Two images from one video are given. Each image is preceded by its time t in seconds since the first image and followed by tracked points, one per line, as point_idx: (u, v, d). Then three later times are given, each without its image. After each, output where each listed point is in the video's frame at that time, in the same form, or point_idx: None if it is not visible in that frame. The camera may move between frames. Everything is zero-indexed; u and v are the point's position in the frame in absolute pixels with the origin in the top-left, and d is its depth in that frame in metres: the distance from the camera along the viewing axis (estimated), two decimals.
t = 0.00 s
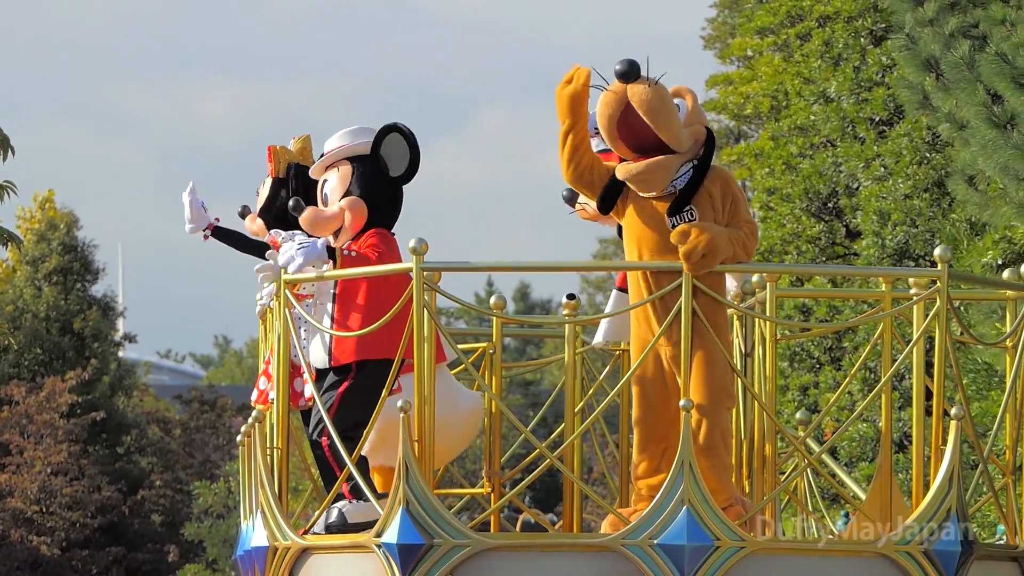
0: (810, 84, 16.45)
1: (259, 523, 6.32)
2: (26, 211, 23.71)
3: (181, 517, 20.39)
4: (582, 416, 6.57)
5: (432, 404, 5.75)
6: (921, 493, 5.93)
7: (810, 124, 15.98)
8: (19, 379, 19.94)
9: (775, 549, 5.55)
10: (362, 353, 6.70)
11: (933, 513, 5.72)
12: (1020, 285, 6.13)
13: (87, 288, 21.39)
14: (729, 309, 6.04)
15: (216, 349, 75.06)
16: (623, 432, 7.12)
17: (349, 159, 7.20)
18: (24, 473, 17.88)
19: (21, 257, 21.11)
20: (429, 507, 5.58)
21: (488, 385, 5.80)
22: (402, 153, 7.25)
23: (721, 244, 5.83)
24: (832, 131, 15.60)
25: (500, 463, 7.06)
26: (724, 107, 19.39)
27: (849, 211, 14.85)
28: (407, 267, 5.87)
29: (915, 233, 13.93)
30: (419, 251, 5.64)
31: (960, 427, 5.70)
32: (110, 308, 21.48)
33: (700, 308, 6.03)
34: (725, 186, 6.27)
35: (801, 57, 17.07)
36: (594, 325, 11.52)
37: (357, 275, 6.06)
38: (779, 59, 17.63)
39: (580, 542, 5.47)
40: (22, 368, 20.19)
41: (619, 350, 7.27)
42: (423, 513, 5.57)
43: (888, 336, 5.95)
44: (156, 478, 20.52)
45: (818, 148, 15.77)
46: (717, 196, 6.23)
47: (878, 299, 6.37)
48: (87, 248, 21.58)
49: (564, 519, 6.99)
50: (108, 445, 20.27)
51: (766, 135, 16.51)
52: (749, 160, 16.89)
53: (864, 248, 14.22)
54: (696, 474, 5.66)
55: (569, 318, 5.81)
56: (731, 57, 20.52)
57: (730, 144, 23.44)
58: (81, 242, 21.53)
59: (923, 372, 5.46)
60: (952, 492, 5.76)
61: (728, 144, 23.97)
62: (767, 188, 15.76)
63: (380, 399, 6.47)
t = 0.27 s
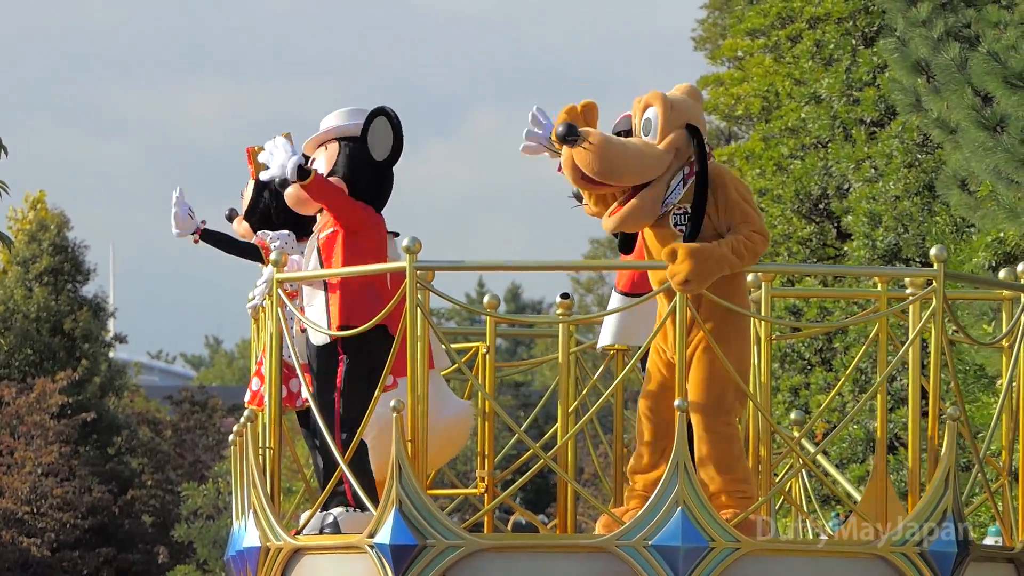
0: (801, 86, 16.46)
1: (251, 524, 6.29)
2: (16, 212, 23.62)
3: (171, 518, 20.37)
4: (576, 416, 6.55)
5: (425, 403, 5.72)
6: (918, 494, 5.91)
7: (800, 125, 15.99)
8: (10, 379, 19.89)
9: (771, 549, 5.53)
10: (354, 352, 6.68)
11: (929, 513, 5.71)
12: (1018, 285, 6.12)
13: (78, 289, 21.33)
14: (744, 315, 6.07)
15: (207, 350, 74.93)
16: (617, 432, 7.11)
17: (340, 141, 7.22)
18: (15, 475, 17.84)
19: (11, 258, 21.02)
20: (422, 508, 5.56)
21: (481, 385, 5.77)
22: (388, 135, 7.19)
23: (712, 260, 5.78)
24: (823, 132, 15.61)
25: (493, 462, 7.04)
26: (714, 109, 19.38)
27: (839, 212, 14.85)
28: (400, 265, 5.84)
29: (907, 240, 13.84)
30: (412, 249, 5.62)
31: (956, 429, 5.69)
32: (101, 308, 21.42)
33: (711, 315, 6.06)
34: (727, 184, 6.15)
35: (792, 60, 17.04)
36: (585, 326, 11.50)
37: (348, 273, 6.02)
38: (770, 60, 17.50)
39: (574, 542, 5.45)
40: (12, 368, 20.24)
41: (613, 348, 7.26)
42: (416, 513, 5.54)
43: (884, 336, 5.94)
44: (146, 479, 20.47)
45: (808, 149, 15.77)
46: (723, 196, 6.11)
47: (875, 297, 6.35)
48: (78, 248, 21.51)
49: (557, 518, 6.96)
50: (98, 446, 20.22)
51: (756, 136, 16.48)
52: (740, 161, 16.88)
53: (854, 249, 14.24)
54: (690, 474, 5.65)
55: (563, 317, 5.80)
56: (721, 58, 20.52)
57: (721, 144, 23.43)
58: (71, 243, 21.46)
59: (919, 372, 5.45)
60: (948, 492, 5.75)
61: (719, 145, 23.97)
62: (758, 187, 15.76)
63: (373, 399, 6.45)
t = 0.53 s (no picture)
0: (798, 92, 16.46)
1: (248, 528, 6.27)
2: (13, 215, 23.57)
3: (167, 522, 20.36)
4: (575, 420, 6.54)
5: (423, 408, 5.70)
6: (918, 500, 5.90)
7: (798, 132, 15.94)
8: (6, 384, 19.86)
9: (771, 556, 5.51)
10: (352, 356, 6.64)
11: (929, 520, 5.70)
12: (1018, 290, 6.11)
13: (75, 293, 21.30)
14: (757, 324, 6.08)
15: (203, 354, 74.85)
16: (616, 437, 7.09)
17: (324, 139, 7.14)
18: (11, 479, 17.83)
19: (8, 262, 20.97)
20: (420, 512, 5.54)
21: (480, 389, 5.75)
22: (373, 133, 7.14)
23: (711, 258, 5.82)
24: (821, 139, 15.61)
25: (492, 466, 7.02)
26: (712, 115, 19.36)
27: (836, 218, 14.84)
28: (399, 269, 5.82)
29: (903, 244, 13.97)
30: (412, 253, 5.60)
31: (957, 434, 5.68)
32: (98, 313, 21.39)
33: (720, 323, 6.08)
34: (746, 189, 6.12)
35: (789, 66, 16.94)
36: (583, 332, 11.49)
37: (346, 276, 5.99)
38: (767, 66, 17.34)
39: (573, 547, 5.43)
40: (8, 372, 20.24)
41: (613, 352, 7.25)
42: (415, 518, 5.53)
43: (885, 341, 5.93)
44: (142, 483, 20.45)
45: (805, 155, 15.75)
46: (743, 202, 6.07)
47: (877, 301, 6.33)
48: (74, 252, 21.49)
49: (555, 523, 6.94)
50: (94, 450, 20.19)
51: (752, 143, 16.27)
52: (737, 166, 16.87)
53: (851, 255, 14.25)
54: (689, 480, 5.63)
55: (563, 321, 5.78)
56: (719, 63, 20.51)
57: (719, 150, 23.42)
58: (68, 247, 21.43)
59: (920, 377, 5.43)
60: (948, 499, 5.74)
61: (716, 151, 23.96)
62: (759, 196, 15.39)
63: (371, 403, 6.43)
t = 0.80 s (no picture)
0: (796, 96, 16.43)
1: (248, 533, 6.25)
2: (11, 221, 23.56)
3: (167, 528, 20.34)
4: (577, 424, 6.52)
5: (424, 412, 5.68)
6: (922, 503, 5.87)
7: (796, 136, 15.79)
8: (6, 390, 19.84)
9: (775, 559, 5.49)
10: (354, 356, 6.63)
11: (933, 522, 5.68)
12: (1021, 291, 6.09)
13: (74, 299, 21.28)
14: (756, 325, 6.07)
15: (203, 360, 74.80)
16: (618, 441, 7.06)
17: (323, 143, 7.10)
18: (11, 485, 17.81)
19: (7, 268, 20.95)
20: (422, 516, 5.52)
21: (481, 392, 5.73)
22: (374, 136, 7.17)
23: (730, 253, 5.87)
24: (819, 143, 15.60)
25: (493, 470, 7.00)
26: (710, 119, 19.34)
27: (835, 222, 14.81)
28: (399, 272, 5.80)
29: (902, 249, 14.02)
30: (412, 255, 5.59)
31: (961, 436, 5.66)
32: (97, 319, 21.36)
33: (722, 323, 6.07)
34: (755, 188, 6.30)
35: (788, 70, 16.73)
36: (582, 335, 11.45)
37: (347, 278, 5.96)
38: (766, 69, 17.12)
39: (575, 551, 5.41)
40: (8, 378, 20.23)
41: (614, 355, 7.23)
42: (416, 522, 5.50)
43: (888, 343, 5.91)
44: (141, 489, 20.39)
45: (804, 160, 15.64)
46: (751, 204, 6.25)
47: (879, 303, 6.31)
48: (73, 258, 21.46)
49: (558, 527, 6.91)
50: (94, 456, 20.16)
51: (751, 146, 16.02)
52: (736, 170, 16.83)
53: (850, 259, 14.25)
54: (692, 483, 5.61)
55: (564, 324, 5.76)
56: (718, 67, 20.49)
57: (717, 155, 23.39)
58: (67, 253, 21.40)
59: (923, 379, 5.42)
60: (953, 501, 5.72)
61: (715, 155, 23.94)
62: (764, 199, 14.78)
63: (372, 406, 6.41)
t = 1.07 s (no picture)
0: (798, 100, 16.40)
1: (250, 534, 6.23)
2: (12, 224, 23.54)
3: (168, 531, 20.34)
4: (581, 425, 6.50)
5: (428, 413, 5.66)
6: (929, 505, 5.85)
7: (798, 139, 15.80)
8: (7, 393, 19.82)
9: (781, 562, 5.47)
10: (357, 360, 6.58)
11: (941, 525, 5.66)
12: None
13: (75, 302, 21.26)
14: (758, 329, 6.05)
15: (204, 363, 74.79)
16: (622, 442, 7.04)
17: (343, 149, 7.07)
18: (12, 488, 17.80)
19: (8, 271, 20.93)
20: (426, 518, 5.50)
21: (485, 393, 5.71)
22: (397, 153, 7.11)
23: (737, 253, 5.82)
24: (820, 146, 15.57)
25: (497, 471, 6.97)
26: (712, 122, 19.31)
27: (836, 226, 14.79)
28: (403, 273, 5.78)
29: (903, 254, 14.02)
30: (416, 256, 5.56)
31: (969, 439, 5.64)
32: (98, 322, 21.35)
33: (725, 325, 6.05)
34: (761, 186, 6.27)
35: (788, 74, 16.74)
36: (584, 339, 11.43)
37: (351, 279, 5.94)
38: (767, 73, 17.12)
39: (580, 553, 5.39)
40: (9, 381, 20.21)
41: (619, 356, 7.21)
42: (419, 524, 5.48)
43: (895, 345, 5.89)
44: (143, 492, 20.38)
45: (806, 163, 15.64)
46: (759, 203, 6.22)
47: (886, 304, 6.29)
48: (74, 261, 21.43)
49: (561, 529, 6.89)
50: (95, 459, 20.13)
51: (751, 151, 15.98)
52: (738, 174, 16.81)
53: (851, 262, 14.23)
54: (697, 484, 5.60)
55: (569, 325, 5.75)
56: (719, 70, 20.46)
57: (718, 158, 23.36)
58: (69, 256, 21.38)
59: (931, 381, 5.40)
60: (960, 504, 5.70)
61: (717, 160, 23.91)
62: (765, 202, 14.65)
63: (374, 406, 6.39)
